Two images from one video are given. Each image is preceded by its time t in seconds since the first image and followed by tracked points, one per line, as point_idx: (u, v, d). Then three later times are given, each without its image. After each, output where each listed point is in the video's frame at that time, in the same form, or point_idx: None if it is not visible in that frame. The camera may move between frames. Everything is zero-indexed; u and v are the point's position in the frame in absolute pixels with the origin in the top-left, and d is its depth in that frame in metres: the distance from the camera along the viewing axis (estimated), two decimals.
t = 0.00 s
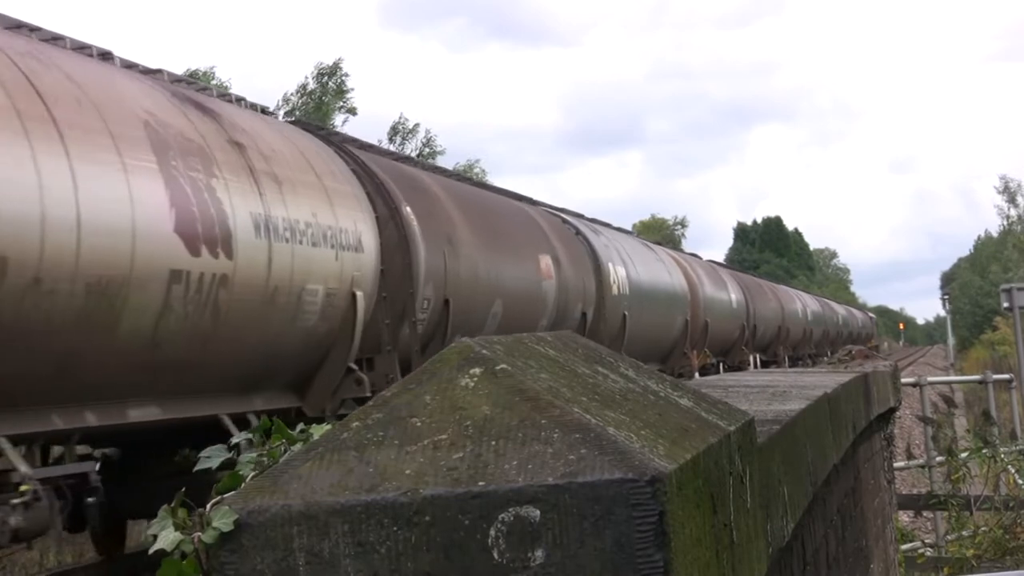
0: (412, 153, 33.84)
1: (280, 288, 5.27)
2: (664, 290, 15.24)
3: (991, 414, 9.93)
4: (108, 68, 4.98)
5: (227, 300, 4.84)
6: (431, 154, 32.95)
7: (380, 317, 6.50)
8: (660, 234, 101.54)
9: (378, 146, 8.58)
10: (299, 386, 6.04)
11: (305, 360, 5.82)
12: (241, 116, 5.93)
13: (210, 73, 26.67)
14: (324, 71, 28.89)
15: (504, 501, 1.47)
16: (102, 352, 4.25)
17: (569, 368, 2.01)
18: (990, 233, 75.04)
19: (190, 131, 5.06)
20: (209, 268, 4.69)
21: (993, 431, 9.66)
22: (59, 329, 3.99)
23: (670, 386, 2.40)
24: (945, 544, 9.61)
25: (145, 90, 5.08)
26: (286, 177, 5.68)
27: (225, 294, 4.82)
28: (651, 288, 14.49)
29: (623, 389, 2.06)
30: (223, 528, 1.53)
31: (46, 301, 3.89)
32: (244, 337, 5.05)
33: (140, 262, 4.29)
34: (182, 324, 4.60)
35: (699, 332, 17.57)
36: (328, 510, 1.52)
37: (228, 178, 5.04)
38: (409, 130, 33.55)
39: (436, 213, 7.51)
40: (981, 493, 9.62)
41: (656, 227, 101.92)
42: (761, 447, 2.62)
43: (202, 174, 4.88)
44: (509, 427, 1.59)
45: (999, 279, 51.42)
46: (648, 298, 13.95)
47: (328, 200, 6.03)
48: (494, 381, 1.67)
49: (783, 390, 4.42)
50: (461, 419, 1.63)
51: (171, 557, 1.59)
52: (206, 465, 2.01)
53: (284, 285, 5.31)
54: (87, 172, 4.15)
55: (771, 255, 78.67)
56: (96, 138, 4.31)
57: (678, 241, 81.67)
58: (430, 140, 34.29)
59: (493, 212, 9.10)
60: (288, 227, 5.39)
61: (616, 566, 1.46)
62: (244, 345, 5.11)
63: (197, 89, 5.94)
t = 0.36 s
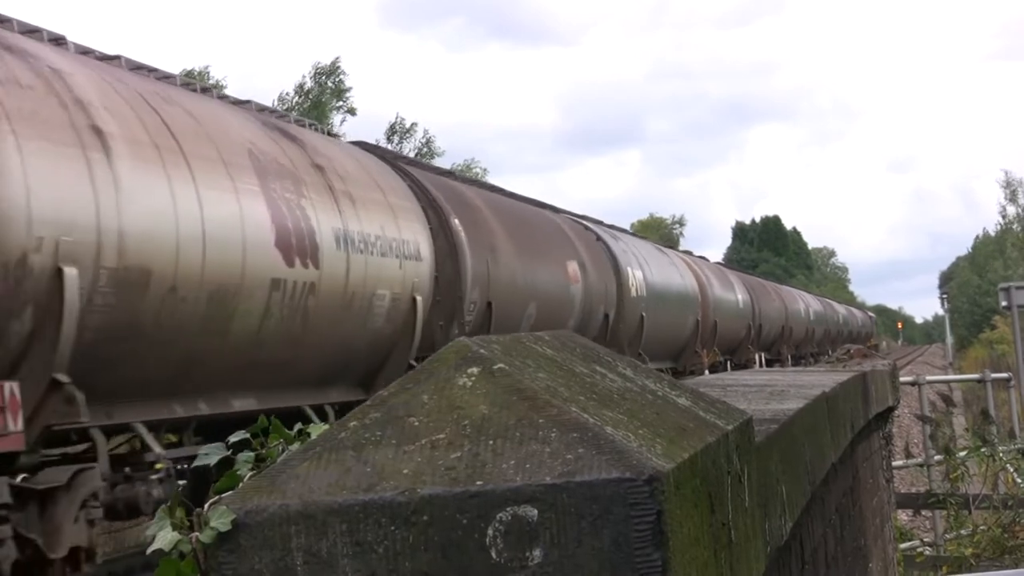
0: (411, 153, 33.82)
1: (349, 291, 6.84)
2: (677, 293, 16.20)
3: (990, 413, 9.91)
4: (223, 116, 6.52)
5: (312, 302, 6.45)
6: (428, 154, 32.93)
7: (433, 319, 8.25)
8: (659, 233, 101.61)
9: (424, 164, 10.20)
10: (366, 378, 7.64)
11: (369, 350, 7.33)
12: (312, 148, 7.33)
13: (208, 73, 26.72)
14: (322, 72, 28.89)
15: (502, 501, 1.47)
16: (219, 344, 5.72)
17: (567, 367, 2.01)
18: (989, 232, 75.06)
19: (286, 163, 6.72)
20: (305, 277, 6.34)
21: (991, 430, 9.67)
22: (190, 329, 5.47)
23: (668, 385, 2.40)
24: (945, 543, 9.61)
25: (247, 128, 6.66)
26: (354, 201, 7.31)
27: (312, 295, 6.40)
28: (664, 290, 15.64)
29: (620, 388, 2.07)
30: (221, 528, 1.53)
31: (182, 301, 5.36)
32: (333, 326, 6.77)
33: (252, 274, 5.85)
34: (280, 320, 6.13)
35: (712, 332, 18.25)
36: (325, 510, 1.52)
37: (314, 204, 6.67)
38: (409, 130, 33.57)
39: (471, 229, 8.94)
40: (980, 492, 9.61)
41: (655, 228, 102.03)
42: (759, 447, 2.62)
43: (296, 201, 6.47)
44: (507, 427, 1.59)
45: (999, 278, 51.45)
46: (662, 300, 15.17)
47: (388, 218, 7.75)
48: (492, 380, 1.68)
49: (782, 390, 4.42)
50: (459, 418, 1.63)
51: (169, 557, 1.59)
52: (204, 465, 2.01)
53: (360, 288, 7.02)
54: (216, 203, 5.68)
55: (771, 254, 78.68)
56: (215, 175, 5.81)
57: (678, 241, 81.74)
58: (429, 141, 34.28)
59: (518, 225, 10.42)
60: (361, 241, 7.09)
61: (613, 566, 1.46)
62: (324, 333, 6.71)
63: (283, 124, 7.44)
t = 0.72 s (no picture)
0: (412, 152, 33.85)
1: (415, 295, 7.40)
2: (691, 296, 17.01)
3: (990, 411, 9.91)
4: (303, 137, 7.07)
5: (385, 306, 7.01)
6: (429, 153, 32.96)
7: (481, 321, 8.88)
8: (660, 232, 101.68)
9: (462, 176, 10.83)
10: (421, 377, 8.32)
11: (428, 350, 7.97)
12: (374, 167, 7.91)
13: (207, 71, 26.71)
14: (321, 71, 28.92)
15: (502, 500, 1.47)
16: (310, 344, 6.24)
17: (567, 366, 2.01)
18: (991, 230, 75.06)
19: (360, 180, 7.29)
20: (379, 283, 6.91)
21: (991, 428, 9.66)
22: (289, 332, 5.97)
23: (668, 384, 2.40)
24: (945, 542, 9.62)
25: (324, 150, 7.21)
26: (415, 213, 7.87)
27: (385, 300, 6.98)
28: (680, 292, 16.42)
29: (620, 387, 2.06)
30: (222, 527, 1.53)
31: (283, 308, 5.86)
32: (404, 327, 7.32)
33: (341, 281, 6.40)
34: (363, 324, 6.72)
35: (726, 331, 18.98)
36: (326, 509, 1.52)
37: (383, 216, 7.24)
38: (408, 130, 33.54)
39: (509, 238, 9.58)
40: (981, 491, 9.62)
41: (655, 226, 102.08)
42: (759, 445, 2.61)
43: (371, 214, 7.04)
44: (507, 426, 1.59)
45: (999, 276, 51.47)
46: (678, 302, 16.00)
47: (444, 229, 8.32)
48: (492, 379, 1.68)
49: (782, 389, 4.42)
50: (460, 417, 1.63)
51: (170, 556, 1.59)
52: (204, 466, 2.01)
53: (424, 295, 7.57)
54: (313, 216, 6.22)
55: (771, 252, 78.65)
56: (308, 190, 6.36)
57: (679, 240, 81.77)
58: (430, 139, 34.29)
59: (549, 234, 11.08)
60: (423, 250, 7.64)
61: (613, 565, 1.46)
62: (394, 335, 7.27)
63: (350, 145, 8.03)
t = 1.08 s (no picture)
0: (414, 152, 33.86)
1: (467, 298, 8.81)
2: (706, 298, 18.09)
3: (993, 412, 9.90)
4: (384, 163, 8.63)
5: (443, 307, 8.34)
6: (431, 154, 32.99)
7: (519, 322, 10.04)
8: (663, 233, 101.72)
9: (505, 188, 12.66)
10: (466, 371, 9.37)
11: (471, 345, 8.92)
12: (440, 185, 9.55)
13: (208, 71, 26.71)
14: (321, 71, 28.96)
15: (506, 500, 1.47)
16: (383, 342, 7.48)
17: (570, 366, 2.00)
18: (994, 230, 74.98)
19: (420, 196, 8.63)
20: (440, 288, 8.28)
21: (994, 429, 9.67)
22: (357, 330, 7.05)
23: (671, 384, 2.39)
24: (948, 543, 9.62)
25: (392, 169, 8.62)
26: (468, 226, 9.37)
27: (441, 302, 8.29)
28: (695, 293, 17.54)
29: (624, 387, 2.06)
30: (225, 527, 1.53)
31: (362, 313, 7.09)
32: (451, 326, 8.57)
33: (403, 285, 7.58)
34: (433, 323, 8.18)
35: (739, 331, 19.89)
36: (330, 509, 1.52)
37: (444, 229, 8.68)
38: (410, 130, 33.53)
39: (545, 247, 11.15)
40: (984, 491, 9.61)
41: (658, 227, 102.14)
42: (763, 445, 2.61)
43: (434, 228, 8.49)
44: (511, 426, 1.59)
45: (1003, 277, 51.43)
46: (693, 303, 17.08)
47: (490, 238, 9.79)
48: (496, 379, 1.67)
49: (786, 389, 4.41)
50: (463, 418, 1.63)
51: (173, 555, 1.58)
52: (208, 468, 2.02)
53: (462, 298, 8.70)
54: (387, 231, 7.51)
55: (773, 252, 78.68)
56: (380, 208, 7.62)
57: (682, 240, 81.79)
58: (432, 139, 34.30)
59: (579, 244, 12.65)
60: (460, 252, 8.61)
61: (617, 566, 1.46)
62: (449, 333, 8.72)
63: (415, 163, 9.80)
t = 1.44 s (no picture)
0: (413, 152, 33.89)
1: (511, 301, 9.73)
2: (719, 301, 18.90)
3: (994, 412, 9.89)
4: (437, 180, 9.64)
5: (491, 308, 9.27)
6: (431, 154, 33.04)
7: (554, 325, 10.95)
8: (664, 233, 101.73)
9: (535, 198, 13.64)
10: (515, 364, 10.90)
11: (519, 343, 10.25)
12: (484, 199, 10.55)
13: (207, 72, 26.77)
14: (319, 71, 28.99)
15: (506, 500, 1.47)
16: (442, 341, 8.40)
17: (571, 367, 2.01)
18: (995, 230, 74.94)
19: (469, 210, 9.64)
20: (489, 293, 9.25)
21: (994, 429, 9.66)
22: (424, 332, 8.09)
23: (673, 384, 2.39)
24: (948, 543, 9.62)
25: (443, 185, 9.62)
26: (509, 237, 10.29)
27: (488, 305, 9.19)
28: (707, 296, 18.29)
29: (625, 387, 2.06)
30: (225, 528, 1.53)
31: (425, 315, 8.02)
32: (496, 326, 9.47)
33: (457, 291, 8.50)
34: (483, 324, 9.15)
35: (748, 331, 20.54)
36: (330, 509, 1.51)
37: (492, 239, 9.67)
38: (411, 130, 33.55)
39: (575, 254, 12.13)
40: (984, 491, 9.61)
41: (659, 228, 102.18)
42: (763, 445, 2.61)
43: (483, 238, 9.47)
44: (512, 426, 1.59)
45: (1004, 277, 51.43)
46: (705, 304, 17.83)
47: (529, 246, 10.75)
48: (497, 380, 1.67)
49: (787, 389, 4.41)
50: (464, 418, 1.63)
51: (173, 556, 1.58)
52: (209, 468, 2.02)
53: (507, 302, 9.67)
54: (442, 242, 8.44)
55: (773, 252, 78.70)
56: (438, 220, 8.59)
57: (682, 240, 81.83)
58: (431, 139, 34.33)
59: (603, 251, 13.55)
60: (517, 265, 10.09)
61: (617, 566, 1.46)
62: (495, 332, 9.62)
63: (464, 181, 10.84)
